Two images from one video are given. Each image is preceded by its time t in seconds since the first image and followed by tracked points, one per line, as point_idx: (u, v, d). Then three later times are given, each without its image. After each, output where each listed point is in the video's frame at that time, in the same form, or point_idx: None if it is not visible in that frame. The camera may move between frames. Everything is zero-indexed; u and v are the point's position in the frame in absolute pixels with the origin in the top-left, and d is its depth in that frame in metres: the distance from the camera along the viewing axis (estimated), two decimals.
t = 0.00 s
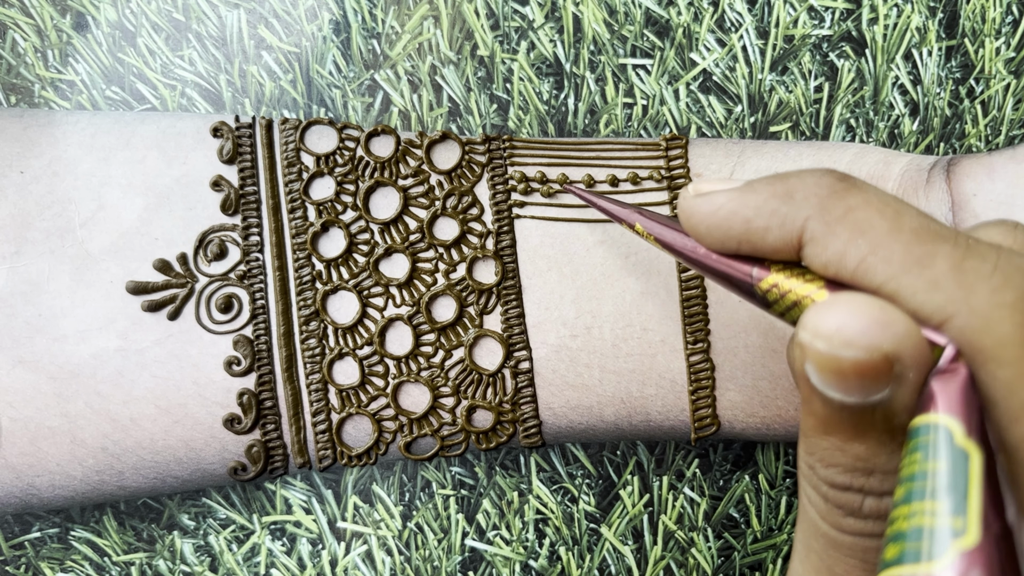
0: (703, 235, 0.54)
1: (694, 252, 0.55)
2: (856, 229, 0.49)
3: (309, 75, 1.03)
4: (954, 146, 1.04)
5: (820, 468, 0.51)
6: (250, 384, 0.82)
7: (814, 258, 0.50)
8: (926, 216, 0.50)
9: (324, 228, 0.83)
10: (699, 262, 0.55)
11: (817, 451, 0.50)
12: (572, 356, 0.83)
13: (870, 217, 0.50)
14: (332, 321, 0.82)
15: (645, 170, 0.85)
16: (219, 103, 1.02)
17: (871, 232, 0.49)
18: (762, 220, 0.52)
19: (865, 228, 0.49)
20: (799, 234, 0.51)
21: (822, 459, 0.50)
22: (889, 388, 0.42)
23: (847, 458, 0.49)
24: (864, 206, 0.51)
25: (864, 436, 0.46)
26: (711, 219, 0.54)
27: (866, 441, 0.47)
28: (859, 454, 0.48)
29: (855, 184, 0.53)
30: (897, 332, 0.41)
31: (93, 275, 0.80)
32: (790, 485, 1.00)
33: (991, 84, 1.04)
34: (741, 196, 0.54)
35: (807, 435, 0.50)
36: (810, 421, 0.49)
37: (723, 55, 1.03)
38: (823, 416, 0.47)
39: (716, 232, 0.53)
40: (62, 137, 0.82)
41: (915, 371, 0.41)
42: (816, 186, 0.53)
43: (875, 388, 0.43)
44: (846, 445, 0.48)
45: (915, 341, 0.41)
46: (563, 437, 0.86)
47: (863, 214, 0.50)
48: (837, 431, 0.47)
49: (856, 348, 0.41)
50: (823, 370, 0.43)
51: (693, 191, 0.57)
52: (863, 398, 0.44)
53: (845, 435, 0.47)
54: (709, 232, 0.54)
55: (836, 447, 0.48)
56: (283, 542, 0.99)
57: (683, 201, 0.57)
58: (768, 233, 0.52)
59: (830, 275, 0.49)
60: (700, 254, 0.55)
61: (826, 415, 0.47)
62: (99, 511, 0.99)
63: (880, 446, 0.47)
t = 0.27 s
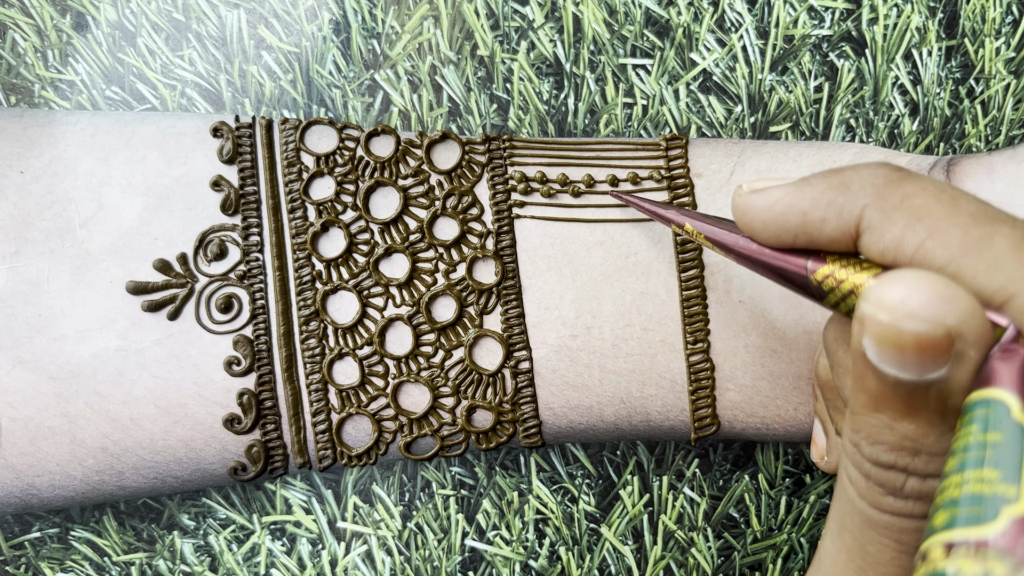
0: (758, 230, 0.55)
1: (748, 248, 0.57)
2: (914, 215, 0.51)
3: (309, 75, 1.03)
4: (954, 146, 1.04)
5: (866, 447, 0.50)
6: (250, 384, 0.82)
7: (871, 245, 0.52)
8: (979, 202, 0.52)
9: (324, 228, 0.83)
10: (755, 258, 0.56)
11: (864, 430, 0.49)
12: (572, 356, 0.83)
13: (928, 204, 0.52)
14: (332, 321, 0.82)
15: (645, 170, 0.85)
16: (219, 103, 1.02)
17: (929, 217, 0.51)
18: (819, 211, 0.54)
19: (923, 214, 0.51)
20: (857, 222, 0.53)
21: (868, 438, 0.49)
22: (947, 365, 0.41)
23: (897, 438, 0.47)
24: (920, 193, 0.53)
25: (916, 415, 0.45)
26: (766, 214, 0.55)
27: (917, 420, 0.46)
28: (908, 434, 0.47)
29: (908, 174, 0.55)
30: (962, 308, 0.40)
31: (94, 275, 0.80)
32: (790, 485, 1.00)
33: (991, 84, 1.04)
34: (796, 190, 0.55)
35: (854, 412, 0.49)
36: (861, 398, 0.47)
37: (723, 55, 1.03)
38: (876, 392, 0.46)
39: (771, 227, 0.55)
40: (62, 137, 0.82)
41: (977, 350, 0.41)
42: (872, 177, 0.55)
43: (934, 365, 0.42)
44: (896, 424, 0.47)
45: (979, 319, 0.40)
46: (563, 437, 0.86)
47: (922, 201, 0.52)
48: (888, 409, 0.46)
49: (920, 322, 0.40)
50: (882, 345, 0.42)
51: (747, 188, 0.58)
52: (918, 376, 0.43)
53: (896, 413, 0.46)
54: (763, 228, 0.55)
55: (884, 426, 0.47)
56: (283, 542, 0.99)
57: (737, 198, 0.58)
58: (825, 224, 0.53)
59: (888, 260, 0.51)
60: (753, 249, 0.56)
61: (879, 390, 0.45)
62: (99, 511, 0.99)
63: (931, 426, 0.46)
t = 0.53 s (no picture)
0: (782, 230, 0.56)
1: (769, 247, 0.57)
2: (938, 213, 0.51)
3: (309, 75, 1.03)
4: (954, 146, 1.04)
5: (883, 440, 0.47)
6: (250, 384, 0.82)
7: (896, 243, 0.51)
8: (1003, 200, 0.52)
9: (324, 228, 0.83)
10: (776, 257, 0.56)
11: (881, 420, 0.46)
12: (572, 356, 0.83)
13: (952, 201, 0.51)
14: (332, 321, 0.82)
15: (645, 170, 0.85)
16: (219, 103, 1.02)
17: (953, 215, 0.50)
18: (843, 210, 0.54)
19: (948, 211, 0.51)
20: (881, 220, 0.52)
21: (886, 430, 0.46)
22: (972, 359, 0.39)
23: (917, 431, 0.45)
24: (944, 192, 0.52)
25: (937, 408, 0.43)
26: (791, 214, 0.55)
27: (938, 413, 0.43)
28: (927, 427, 0.44)
29: (933, 174, 0.55)
30: (991, 300, 0.38)
31: (94, 275, 0.80)
32: (790, 485, 1.00)
33: (991, 84, 1.04)
34: (821, 189, 0.55)
35: (874, 403, 0.47)
36: (882, 388, 0.45)
37: (723, 55, 1.03)
38: (897, 382, 0.44)
39: (795, 226, 0.55)
40: (62, 137, 0.82)
41: (1003, 342, 0.39)
42: (896, 176, 0.55)
43: (957, 358, 0.39)
44: (916, 416, 0.44)
45: (1007, 313, 0.38)
46: (562, 437, 0.86)
47: (946, 199, 0.52)
48: (908, 400, 0.44)
49: (946, 312, 0.38)
50: (906, 335, 0.40)
51: (771, 189, 0.58)
52: (941, 368, 0.40)
53: (916, 405, 0.44)
54: (789, 227, 0.55)
55: (902, 418, 0.45)
56: (283, 542, 0.99)
57: (761, 199, 0.58)
58: (848, 223, 0.53)
59: (913, 258, 0.50)
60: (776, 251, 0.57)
61: (900, 381, 0.43)
62: (99, 511, 0.99)
63: (953, 420, 0.43)
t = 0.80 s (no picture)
0: (798, 221, 0.55)
1: (783, 239, 0.57)
2: (954, 206, 0.50)
3: (309, 75, 1.03)
4: (954, 146, 1.04)
5: (892, 428, 0.47)
6: (250, 384, 0.82)
7: (910, 235, 0.50)
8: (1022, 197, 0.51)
9: (324, 228, 0.83)
10: (788, 249, 0.56)
11: (892, 409, 0.46)
12: (572, 356, 0.83)
13: (968, 195, 0.50)
14: (332, 321, 0.82)
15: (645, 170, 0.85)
16: (218, 102, 1.02)
17: (969, 208, 0.49)
18: (859, 202, 0.53)
19: (964, 205, 0.50)
20: (896, 212, 0.52)
21: (896, 419, 0.46)
22: (978, 349, 0.39)
23: (924, 420, 0.45)
24: (961, 185, 0.51)
25: (945, 398, 0.43)
26: (807, 205, 0.55)
27: (947, 403, 0.43)
28: (936, 416, 0.44)
29: (949, 168, 0.54)
30: (999, 292, 0.38)
31: (94, 275, 0.80)
32: (790, 484, 1.00)
33: (991, 84, 1.04)
34: (837, 182, 0.54)
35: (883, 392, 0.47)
36: (890, 378, 0.45)
37: (723, 55, 1.03)
38: (905, 372, 0.44)
39: (811, 217, 0.54)
40: (62, 137, 0.82)
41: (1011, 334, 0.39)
42: (912, 170, 0.54)
43: (965, 349, 0.40)
44: (925, 405, 0.44)
45: (1015, 304, 0.39)
46: (562, 437, 0.86)
47: (962, 192, 0.51)
48: (917, 390, 0.44)
49: (953, 302, 0.38)
50: (913, 326, 0.40)
51: (786, 180, 0.57)
52: (950, 358, 0.41)
53: (926, 395, 0.44)
54: (804, 218, 0.55)
55: (912, 406, 0.45)
56: (283, 542, 0.99)
57: (777, 190, 0.57)
58: (864, 214, 0.52)
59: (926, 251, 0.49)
60: (790, 243, 0.56)
61: (909, 371, 0.43)
62: (99, 511, 0.99)
63: (961, 410, 0.43)
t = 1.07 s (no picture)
0: (822, 220, 0.55)
1: (806, 238, 0.57)
2: (980, 203, 0.49)
3: (309, 75, 1.03)
4: (954, 146, 1.04)
5: (911, 420, 0.47)
6: (250, 384, 0.82)
7: (935, 233, 0.50)
8: None
9: (324, 228, 0.83)
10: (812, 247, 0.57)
11: (911, 401, 0.46)
12: (572, 356, 0.83)
13: (995, 192, 0.49)
14: (332, 321, 0.82)
15: (645, 170, 0.85)
16: (219, 102, 1.02)
17: (996, 205, 0.48)
18: (884, 200, 0.53)
19: (990, 201, 0.48)
20: (921, 210, 0.51)
21: (915, 411, 0.46)
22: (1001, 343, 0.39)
23: (943, 412, 0.45)
24: (989, 181, 0.50)
25: (966, 390, 0.43)
26: (832, 203, 0.55)
27: (968, 396, 0.43)
28: (956, 409, 0.44)
29: (978, 164, 0.52)
30: None
31: (94, 275, 0.80)
32: (790, 484, 1.00)
33: (991, 84, 1.04)
34: (862, 180, 0.54)
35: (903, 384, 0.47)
36: (909, 369, 0.45)
37: (723, 55, 1.03)
38: (926, 365, 0.44)
39: (836, 216, 0.55)
40: (62, 137, 0.82)
41: None
42: (938, 168, 0.53)
43: (987, 342, 0.40)
44: (945, 398, 0.44)
45: None
46: (562, 437, 0.86)
47: (989, 189, 0.49)
48: (938, 381, 0.44)
49: (978, 295, 0.38)
50: (935, 318, 0.40)
51: (813, 178, 0.58)
52: (972, 350, 0.41)
53: (947, 387, 0.44)
54: (829, 216, 0.55)
55: (932, 398, 0.45)
56: (283, 542, 0.99)
57: (802, 188, 0.58)
58: (888, 213, 0.52)
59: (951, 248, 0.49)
60: (814, 242, 0.57)
61: (929, 364, 0.43)
62: (99, 511, 0.99)
63: (981, 403, 0.43)
